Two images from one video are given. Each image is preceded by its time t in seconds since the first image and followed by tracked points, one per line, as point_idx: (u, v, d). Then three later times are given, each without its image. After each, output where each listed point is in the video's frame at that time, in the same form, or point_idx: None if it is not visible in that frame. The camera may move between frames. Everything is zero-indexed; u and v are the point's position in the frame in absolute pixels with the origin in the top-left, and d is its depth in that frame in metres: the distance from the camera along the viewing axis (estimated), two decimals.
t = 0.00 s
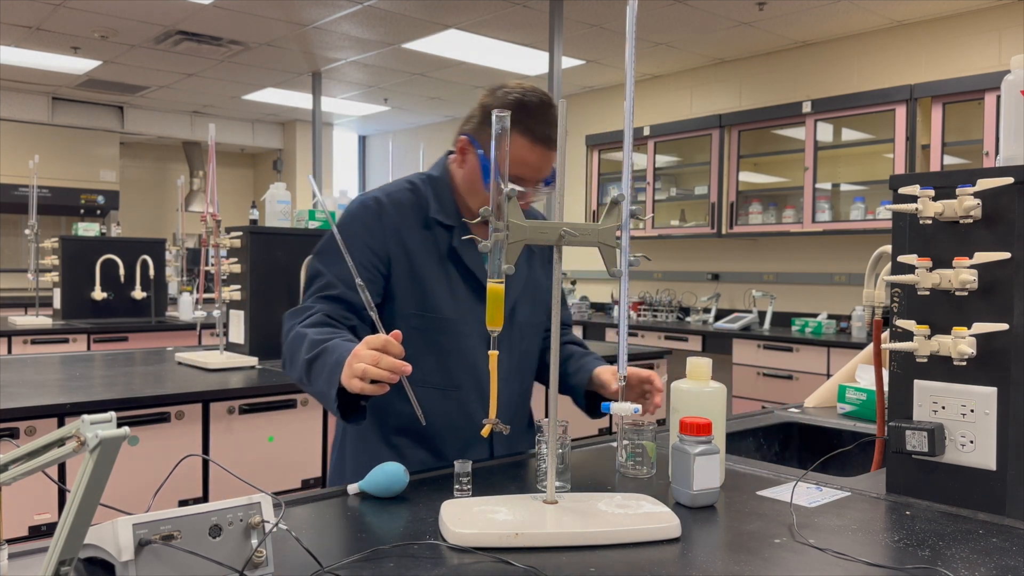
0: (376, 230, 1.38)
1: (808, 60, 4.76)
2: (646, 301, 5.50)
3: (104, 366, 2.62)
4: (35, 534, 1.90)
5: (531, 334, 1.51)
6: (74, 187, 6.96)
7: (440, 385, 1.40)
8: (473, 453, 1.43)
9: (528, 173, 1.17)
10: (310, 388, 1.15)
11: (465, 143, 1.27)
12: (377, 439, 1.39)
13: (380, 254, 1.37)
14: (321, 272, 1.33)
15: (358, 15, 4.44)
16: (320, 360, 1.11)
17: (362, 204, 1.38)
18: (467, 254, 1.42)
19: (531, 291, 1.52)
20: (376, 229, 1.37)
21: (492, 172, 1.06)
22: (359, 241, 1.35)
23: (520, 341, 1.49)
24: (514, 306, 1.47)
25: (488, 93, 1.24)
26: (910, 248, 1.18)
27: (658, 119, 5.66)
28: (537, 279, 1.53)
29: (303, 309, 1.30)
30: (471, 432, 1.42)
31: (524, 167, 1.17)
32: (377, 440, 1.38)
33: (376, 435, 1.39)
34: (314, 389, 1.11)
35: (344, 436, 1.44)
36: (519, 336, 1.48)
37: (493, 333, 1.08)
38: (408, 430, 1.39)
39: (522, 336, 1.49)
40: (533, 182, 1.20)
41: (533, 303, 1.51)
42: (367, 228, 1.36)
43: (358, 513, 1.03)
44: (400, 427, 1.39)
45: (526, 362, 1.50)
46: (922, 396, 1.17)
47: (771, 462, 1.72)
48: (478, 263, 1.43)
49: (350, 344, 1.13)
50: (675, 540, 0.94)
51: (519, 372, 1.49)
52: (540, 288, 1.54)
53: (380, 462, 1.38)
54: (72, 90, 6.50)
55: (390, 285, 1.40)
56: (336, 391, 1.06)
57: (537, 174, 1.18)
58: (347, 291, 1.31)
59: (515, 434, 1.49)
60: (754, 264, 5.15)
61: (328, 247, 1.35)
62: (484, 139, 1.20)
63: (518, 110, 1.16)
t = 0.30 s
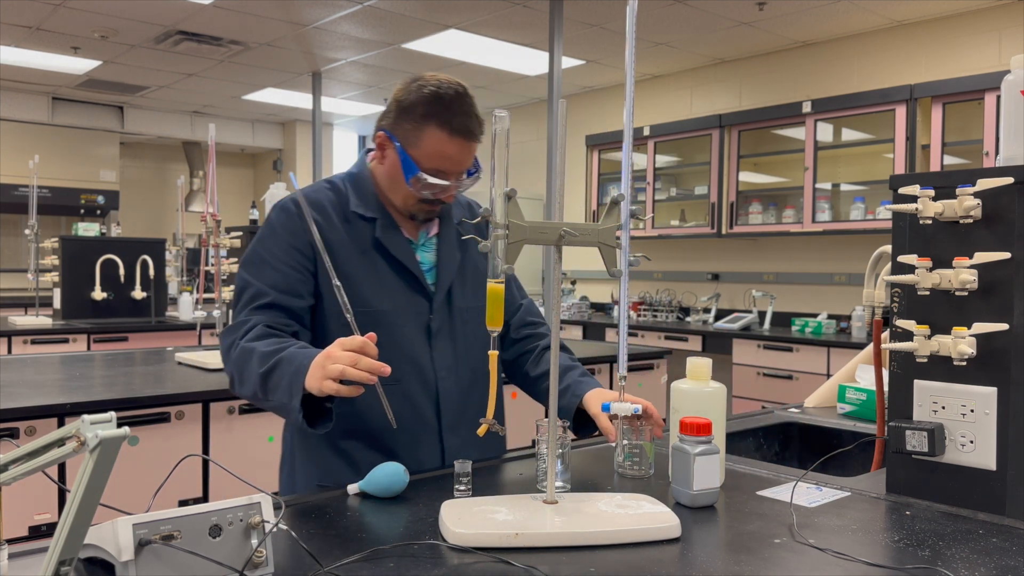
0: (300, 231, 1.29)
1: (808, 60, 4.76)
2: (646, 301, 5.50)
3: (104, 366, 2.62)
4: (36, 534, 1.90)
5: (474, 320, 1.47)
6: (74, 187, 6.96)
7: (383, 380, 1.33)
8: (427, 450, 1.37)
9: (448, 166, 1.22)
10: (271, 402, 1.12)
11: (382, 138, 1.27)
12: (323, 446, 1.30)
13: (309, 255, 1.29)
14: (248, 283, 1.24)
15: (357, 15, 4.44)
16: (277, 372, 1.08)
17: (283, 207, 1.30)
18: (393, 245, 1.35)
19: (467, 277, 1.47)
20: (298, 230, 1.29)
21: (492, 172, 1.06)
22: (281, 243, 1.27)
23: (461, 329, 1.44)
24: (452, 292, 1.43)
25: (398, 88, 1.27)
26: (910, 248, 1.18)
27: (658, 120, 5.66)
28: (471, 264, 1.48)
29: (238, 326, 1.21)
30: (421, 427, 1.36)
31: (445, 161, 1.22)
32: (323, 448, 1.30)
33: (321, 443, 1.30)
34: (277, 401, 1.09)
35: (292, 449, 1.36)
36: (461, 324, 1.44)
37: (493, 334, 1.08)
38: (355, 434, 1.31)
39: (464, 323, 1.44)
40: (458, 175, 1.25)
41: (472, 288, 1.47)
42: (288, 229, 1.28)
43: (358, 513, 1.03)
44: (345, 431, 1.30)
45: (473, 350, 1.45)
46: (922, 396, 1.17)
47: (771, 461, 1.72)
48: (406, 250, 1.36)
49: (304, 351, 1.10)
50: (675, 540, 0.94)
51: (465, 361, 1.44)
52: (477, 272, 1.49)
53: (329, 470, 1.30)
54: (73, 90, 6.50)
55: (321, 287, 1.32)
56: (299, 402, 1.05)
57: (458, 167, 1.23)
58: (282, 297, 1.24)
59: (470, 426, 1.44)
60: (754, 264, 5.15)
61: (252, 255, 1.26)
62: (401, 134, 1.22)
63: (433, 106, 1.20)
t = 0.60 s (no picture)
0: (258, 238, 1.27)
1: (808, 60, 4.76)
2: (646, 301, 5.50)
3: (103, 366, 2.62)
4: (36, 534, 1.90)
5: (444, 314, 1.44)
6: (74, 187, 6.96)
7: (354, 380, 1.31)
8: (402, 451, 1.35)
9: (409, 161, 1.23)
10: (242, 410, 1.10)
11: (339, 137, 1.26)
12: (295, 453, 1.28)
13: (270, 259, 1.27)
14: (210, 293, 1.22)
15: (358, 15, 4.44)
16: (246, 380, 1.07)
17: (240, 214, 1.28)
18: (355, 242, 1.32)
19: (435, 270, 1.44)
20: (258, 235, 1.27)
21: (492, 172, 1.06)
22: (240, 251, 1.25)
23: (432, 324, 1.42)
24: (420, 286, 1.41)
25: (350, 88, 1.27)
26: (911, 248, 1.18)
27: (658, 119, 5.66)
28: (438, 257, 1.46)
29: (205, 337, 1.19)
30: (394, 427, 1.34)
31: (405, 155, 1.23)
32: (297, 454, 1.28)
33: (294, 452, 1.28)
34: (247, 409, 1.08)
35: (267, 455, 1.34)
36: (431, 319, 1.42)
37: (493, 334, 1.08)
38: (327, 437, 1.29)
39: (434, 318, 1.42)
40: (417, 169, 1.26)
41: (439, 282, 1.44)
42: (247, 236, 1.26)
43: (358, 513, 1.03)
44: (317, 435, 1.28)
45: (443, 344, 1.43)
46: (922, 396, 1.18)
47: (771, 461, 1.72)
48: (369, 247, 1.33)
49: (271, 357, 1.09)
50: (675, 540, 0.94)
51: (437, 355, 1.42)
52: (446, 265, 1.47)
53: (303, 477, 1.28)
54: (73, 90, 6.50)
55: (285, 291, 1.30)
56: (271, 409, 1.04)
57: (419, 162, 1.25)
58: (245, 304, 1.22)
59: (445, 423, 1.42)
60: (754, 264, 5.15)
61: (213, 265, 1.24)
62: (359, 131, 1.23)
63: (388, 101, 1.21)
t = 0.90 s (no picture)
0: (244, 239, 1.26)
1: (808, 59, 4.76)
2: (647, 301, 5.50)
3: (103, 366, 2.62)
4: (36, 534, 1.90)
5: (431, 310, 1.44)
6: (73, 187, 6.96)
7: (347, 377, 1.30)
8: (392, 449, 1.35)
9: (377, 138, 1.20)
10: (233, 411, 1.10)
11: (312, 121, 1.26)
12: (286, 454, 1.28)
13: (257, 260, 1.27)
14: (196, 296, 1.21)
15: (358, 15, 4.44)
16: (237, 381, 1.07)
17: (225, 216, 1.27)
18: (342, 240, 1.32)
19: (420, 266, 1.44)
20: (243, 236, 1.26)
21: (491, 171, 1.06)
22: (225, 253, 1.24)
23: (420, 320, 1.42)
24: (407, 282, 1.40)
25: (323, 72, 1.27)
26: (910, 248, 1.18)
27: (658, 119, 5.66)
28: (425, 252, 1.46)
29: (194, 340, 1.19)
30: (384, 425, 1.34)
31: (373, 133, 1.20)
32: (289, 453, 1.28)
33: (286, 451, 1.28)
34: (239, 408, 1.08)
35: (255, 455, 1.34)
36: (418, 316, 1.42)
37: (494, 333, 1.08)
38: (318, 436, 1.29)
39: (422, 315, 1.42)
40: (388, 149, 1.23)
41: (426, 278, 1.44)
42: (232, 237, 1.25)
43: (358, 513, 1.03)
44: (307, 434, 1.28)
45: (431, 340, 1.43)
46: (922, 396, 1.18)
47: (770, 462, 1.72)
48: (356, 245, 1.33)
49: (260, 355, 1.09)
50: (675, 540, 0.94)
51: (425, 353, 1.42)
52: (432, 260, 1.47)
53: (293, 478, 1.28)
54: (72, 90, 6.50)
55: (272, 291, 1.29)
56: (262, 408, 1.04)
57: (388, 139, 1.21)
58: (232, 305, 1.22)
59: (433, 420, 1.42)
60: (754, 265, 5.15)
61: (199, 268, 1.23)
62: (328, 110, 1.22)
63: (353, 78, 1.19)
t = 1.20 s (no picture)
0: (232, 234, 1.26)
1: (808, 59, 4.76)
2: (646, 301, 5.49)
3: (103, 366, 2.62)
4: (36, 534, 1.90)
5: (414, 316, 1.40)
6: (74, 186, 6.96)
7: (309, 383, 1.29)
8: (360, 456, 1.34)
9: (373, 129, 1.20)
10: (214, 403, 1.11)
11: (306, 118, 1.26)
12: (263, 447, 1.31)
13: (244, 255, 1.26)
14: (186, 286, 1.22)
15: (357, 15, 4.44)
16: (219, 371, 1.08)
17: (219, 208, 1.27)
18: (325, 241, 1.30)
19: (406, 270, 1.40)
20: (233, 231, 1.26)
21: (491, 171, 1.06)
22: (214, 246, 1.24)
23: (398, 327, 1.39)
24: (390, 287, 1.37)
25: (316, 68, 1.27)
26: (910, 248, 1.18)
27: (658, 119, 5.66)
28: (414, 256, 1.41)
29: (179, 331, 1.20)
30: (355, 432, 1.33)
31: (368, 123, 1.20)
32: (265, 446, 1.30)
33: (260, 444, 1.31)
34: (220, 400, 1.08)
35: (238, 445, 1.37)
36: (399, 321, 1.38)
37: (494, 332, 1.07)
38: (287, 436, 1.30)
39: (400, 321, 1.38)
40: (386, 140, 1.23)
41: (412, 283, 1.40)
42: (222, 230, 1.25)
43: (358, 513, 1.03)
44: (279, 432, 1.29)
45: (410, 347, 1.40)
46: (922, 395, 1.18)
47: (771, 462, 1.72)
48: (341, 246, 1.31)
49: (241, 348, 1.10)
50: (675, 540, 0.94)
51: (402, 361, 1.40)
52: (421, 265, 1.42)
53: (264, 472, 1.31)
54: (73, 90, 6.50)
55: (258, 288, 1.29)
56: (240, 398, 1.06)
57: (385, 130, 1.21)
58: (219, 298, 1.22)
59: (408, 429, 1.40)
60: (754, 265, 5.15)
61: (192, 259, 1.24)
62: (324, 104, 1.22)
63: (346, 70, 1.19)
